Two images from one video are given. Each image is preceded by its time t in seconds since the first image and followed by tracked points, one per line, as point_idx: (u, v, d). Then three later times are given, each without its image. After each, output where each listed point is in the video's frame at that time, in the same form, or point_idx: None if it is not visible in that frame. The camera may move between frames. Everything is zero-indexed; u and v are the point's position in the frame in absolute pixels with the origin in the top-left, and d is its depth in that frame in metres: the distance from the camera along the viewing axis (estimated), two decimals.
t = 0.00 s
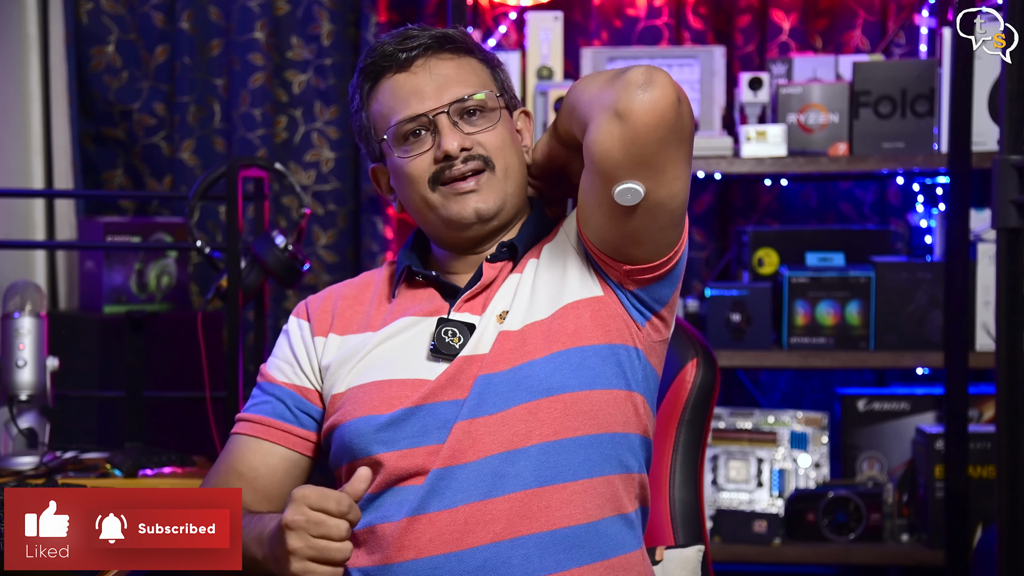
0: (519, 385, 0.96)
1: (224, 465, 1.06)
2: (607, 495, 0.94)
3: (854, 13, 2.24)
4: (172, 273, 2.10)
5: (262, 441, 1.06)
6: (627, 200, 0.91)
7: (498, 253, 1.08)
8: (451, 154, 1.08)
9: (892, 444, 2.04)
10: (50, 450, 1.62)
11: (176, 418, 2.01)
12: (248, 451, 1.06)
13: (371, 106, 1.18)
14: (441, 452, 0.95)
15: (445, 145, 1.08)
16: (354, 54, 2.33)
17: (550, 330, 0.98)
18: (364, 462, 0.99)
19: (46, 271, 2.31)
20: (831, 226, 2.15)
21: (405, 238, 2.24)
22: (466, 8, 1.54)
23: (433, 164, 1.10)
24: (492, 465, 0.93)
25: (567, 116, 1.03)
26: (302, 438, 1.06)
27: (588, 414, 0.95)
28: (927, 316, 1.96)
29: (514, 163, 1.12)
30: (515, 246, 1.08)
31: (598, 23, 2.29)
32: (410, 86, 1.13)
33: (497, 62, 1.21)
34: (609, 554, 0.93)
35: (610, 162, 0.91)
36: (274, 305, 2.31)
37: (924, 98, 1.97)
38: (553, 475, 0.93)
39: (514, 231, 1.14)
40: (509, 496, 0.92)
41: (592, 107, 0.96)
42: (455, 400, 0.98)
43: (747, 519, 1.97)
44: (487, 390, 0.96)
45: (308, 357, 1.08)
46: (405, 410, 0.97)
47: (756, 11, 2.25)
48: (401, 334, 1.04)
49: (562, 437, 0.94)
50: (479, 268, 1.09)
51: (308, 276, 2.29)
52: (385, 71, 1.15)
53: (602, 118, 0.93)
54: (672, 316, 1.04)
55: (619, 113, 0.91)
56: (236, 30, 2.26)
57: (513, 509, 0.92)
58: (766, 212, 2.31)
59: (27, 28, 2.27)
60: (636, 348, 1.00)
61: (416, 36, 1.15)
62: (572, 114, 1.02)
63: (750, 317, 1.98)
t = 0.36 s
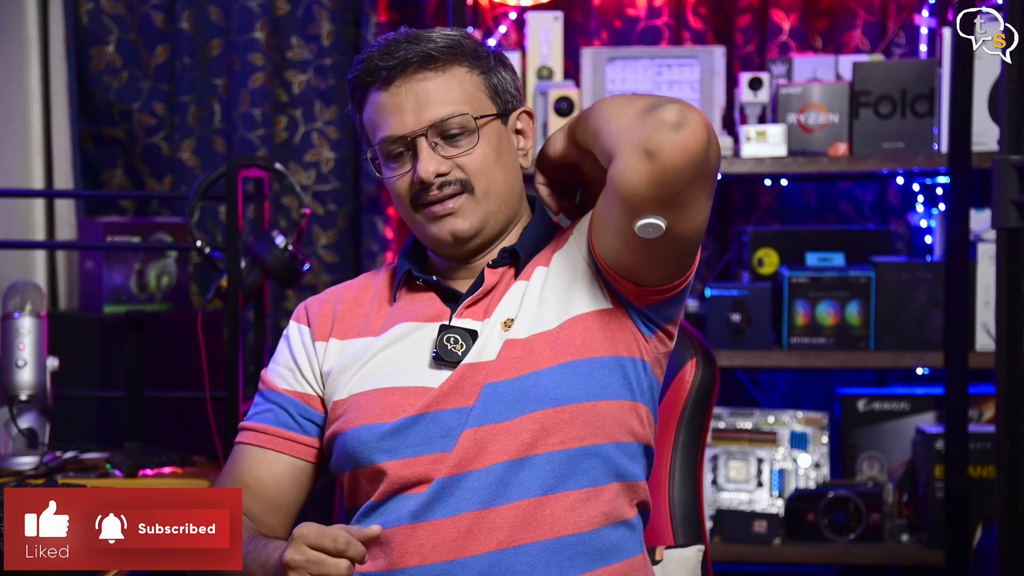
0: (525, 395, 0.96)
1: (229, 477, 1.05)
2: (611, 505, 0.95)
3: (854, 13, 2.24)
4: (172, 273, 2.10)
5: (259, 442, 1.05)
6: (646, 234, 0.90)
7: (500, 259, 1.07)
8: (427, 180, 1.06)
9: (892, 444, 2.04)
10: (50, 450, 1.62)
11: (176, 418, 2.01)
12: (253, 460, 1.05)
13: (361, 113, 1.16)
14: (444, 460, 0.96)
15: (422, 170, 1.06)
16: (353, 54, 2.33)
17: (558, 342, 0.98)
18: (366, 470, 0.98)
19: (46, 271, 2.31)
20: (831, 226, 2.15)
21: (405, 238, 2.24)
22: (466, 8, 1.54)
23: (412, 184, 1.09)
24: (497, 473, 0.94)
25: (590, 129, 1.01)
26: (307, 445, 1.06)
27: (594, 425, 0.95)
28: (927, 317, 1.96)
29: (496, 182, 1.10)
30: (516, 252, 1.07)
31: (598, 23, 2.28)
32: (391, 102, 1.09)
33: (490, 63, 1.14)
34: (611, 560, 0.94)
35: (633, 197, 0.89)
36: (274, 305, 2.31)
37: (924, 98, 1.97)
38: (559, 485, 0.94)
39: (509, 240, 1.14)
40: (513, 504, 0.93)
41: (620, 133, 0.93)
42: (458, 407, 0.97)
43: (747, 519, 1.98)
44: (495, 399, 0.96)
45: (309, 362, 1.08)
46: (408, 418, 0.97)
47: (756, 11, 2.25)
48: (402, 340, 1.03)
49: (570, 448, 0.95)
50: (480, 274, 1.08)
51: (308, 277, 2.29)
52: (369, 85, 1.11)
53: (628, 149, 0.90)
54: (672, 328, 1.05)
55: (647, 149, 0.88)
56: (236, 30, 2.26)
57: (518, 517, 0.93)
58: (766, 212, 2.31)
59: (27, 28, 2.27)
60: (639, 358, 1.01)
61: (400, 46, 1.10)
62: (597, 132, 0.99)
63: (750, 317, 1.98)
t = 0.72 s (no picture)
0: (557, 415, 0.97)
1: (199, 457, 1.00)
2: (630, 523, 0.98)
3: (854, 13, 2.24)
4: (172, 273, 2.10)
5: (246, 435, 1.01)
6: (779, 294, 0.98)
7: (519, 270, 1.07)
8: (428, 188, 1.04)
9: (892, 444, 2.04)
10: (50, 450, 1.62)
11: (176, 418, 2.01)
12: (227, 439, 1.01)
13: (377, 104, 1.12)
14: (464, 475, 0.96)
15: (425, 177, 1.04)
16: (353, 54, 2.33)
17: (590, 363, 0.99)
18: (384, 483, 0.98)
19: (46, 271, 2.31)
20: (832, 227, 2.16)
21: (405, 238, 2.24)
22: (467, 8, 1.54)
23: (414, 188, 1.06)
24: (523, 491, 0.95)
25: (734, 163, 1.00)
26: (287, 436, 1.02)
27: (622, 449, 0.98)
28: (927, 317, 1.96)
29: (501, 198, 1.07)
30: (535, 264, 1.07)
31: (598, 23, 2.28)
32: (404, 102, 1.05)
33: (516, 71, 1.10)
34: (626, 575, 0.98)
35: (801, 268, 0.96)
36: (274, 305, 2.31)
37: (924, 98, 1.97)
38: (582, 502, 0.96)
39: (516, 251, 1.13)
40: (535, 520, 0.95)
41: (798, 195, 0.96)
42: (478, 421, 0.97)
43: (747, 518, 1.98)
44: (525, 417, 0.96)
45: (307, 359, 1.05)
46: (427, 434, 0.96)
47: (756, 11, 2.25)
48: (416, 350, 1.02)
49: (595, 468, 0.97)
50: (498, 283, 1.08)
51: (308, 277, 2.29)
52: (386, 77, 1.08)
53: (815, 222, 0.95)
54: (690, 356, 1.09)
55: (841, 234, 0.95)
56: (236, 30, 2.26)
57: (541, 532, 0.95)
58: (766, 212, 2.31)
59: (27, 28, 2.27)
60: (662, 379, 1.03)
61: (423, 44, 1.06)
62: (751, 172, 0.99)
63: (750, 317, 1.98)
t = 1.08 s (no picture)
0: (585, 444, 0.99)
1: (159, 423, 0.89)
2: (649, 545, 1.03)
3: (854, 13, 2.24)
4: (171, 273, 2.10)
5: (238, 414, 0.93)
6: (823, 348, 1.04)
7: (535, 284, 1.07)
8: (440, 184, 1.02)
9: (892, 444, 2.04)
10: (50, 450, 1.62)
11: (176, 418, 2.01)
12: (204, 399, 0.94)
13: (395, 92, 1.12)
14: (491, 508, 0.97)
15: (437, 172, 1.02)
16: (353, 54, 2.33)
17: (616, 392, 1.01)
18: (406, 518, 0.97)
19: (46, 271, 2.31)
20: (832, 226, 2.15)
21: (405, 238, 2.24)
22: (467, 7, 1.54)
23: (425, 184, 1.04)
24: (552, 521, 0.97)
25: (819, 239, 0.96)
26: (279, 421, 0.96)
27: (644, 475, 1.02)
28: (926, 317, 1.97)
29: (514, 201, 1.06)
30: (550, 278, 1.07)
31: (598, 23, 2.28)
32: (425, 91, 1.05)
33: (543, 72, 1.11)
34: None
35: (855, 337, 1.01)
36: (274, 305, 2.31)
37: (924, 98, 1.97)
38: (607, 528, 1.00)
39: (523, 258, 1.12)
40: (561, 549, 0.98)
41: (881, 281, 0.97)
42: (503, 452, 0.98)
43: (747, 518, 1.97)
44: (556, 450, 0.98)
45: (310, 359, 1.01)
46: (453, 468, 0.96)
47: (756, 11, 2.25)
48: (431, 373, 1.01)
49: (619, 495, 1.01)
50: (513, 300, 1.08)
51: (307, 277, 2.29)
52: (408, 65, 1.08)
53: (886, 305, 0.98)
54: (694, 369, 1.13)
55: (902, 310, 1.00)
56: (236, 30, 2.26)
57: (568, 561, 0.97)
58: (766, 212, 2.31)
59: (27, 28, 2.27)
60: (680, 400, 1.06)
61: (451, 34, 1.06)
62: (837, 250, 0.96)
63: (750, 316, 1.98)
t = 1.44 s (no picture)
0: (603, 480, 1.02)
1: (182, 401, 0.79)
2: (656, 570, 1.08)
3: (854, 13, 2.24)
4: (172, 273, 2.10)
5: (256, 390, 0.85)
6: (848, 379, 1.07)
7: (544, 310, 1.06)
8: (459, 204, 1.01)
9: (892, 444, 2.04)
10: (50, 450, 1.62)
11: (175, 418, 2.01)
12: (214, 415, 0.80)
13: (402, 100, 1.09)
14: (507, 548, 0.99)
15: (456, 192, 1.01)
16: (353, 54, 2.33)
17: (629, 426, 1.05)
18: (420, 556, 0.99)
19: (46, 271, 2.31)
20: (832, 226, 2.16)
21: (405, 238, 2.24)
22: (466, 9, 1.54)
23: (441, 204, 1.03)
24: (570, 557, 1.01)
25: (841, 316, 0.96)
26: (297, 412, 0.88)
27: (653, 502, 1.06)
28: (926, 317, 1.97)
29: (531, 224, 1.05)
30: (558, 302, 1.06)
31: (598, 23, 2.28)
32: (444, 105, 1.02)
33: (563, 88, 1.11)
34: None
35: (881, 371, 1.04)
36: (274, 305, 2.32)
37: (924, 98, 1.97)
38: (619, 558, 1.04)
39: (534, 282, 1.10)
40: None
41: (905, 332, 0.98)
42: (519, 493, 1.00)
43: (747, 518, 1.97)
44: (574, 490, 1.02)
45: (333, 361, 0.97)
46: (474, 514, 0.97)
47: (756, 11, 2.25)
48: (443, 405, 1.01)
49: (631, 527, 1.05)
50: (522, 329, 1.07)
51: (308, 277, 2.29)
52: (422, 74, 1.04)
53: (911, 349, 1.00)
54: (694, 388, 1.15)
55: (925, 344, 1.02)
56: (236, 30, 2.26)
57: None
58: (766, 212, 2.31)
59: (27, 28, 2.27)
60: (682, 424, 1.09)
61: (471, 45, 1.04)
62: (860, 316, 0.96)
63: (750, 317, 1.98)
